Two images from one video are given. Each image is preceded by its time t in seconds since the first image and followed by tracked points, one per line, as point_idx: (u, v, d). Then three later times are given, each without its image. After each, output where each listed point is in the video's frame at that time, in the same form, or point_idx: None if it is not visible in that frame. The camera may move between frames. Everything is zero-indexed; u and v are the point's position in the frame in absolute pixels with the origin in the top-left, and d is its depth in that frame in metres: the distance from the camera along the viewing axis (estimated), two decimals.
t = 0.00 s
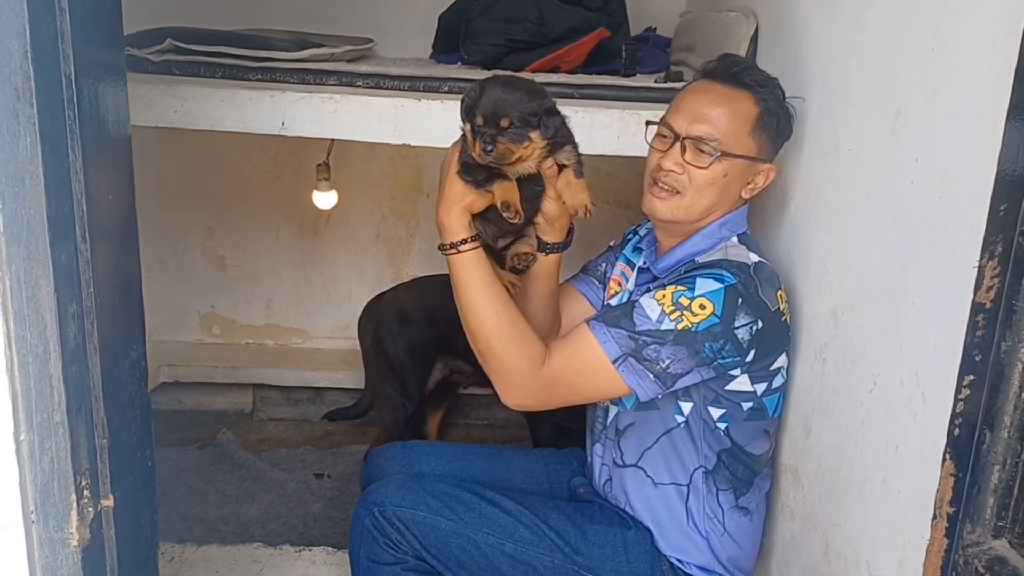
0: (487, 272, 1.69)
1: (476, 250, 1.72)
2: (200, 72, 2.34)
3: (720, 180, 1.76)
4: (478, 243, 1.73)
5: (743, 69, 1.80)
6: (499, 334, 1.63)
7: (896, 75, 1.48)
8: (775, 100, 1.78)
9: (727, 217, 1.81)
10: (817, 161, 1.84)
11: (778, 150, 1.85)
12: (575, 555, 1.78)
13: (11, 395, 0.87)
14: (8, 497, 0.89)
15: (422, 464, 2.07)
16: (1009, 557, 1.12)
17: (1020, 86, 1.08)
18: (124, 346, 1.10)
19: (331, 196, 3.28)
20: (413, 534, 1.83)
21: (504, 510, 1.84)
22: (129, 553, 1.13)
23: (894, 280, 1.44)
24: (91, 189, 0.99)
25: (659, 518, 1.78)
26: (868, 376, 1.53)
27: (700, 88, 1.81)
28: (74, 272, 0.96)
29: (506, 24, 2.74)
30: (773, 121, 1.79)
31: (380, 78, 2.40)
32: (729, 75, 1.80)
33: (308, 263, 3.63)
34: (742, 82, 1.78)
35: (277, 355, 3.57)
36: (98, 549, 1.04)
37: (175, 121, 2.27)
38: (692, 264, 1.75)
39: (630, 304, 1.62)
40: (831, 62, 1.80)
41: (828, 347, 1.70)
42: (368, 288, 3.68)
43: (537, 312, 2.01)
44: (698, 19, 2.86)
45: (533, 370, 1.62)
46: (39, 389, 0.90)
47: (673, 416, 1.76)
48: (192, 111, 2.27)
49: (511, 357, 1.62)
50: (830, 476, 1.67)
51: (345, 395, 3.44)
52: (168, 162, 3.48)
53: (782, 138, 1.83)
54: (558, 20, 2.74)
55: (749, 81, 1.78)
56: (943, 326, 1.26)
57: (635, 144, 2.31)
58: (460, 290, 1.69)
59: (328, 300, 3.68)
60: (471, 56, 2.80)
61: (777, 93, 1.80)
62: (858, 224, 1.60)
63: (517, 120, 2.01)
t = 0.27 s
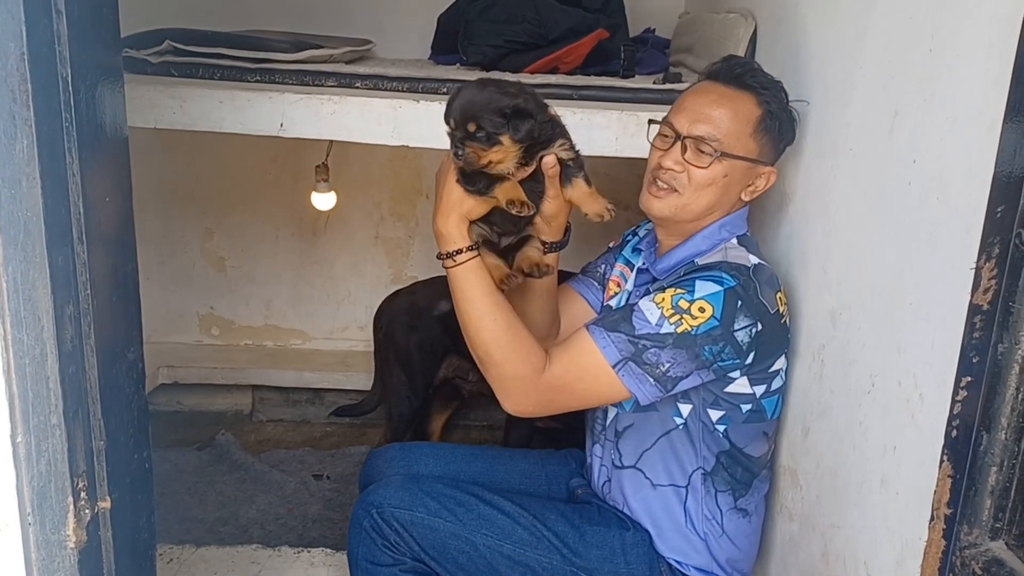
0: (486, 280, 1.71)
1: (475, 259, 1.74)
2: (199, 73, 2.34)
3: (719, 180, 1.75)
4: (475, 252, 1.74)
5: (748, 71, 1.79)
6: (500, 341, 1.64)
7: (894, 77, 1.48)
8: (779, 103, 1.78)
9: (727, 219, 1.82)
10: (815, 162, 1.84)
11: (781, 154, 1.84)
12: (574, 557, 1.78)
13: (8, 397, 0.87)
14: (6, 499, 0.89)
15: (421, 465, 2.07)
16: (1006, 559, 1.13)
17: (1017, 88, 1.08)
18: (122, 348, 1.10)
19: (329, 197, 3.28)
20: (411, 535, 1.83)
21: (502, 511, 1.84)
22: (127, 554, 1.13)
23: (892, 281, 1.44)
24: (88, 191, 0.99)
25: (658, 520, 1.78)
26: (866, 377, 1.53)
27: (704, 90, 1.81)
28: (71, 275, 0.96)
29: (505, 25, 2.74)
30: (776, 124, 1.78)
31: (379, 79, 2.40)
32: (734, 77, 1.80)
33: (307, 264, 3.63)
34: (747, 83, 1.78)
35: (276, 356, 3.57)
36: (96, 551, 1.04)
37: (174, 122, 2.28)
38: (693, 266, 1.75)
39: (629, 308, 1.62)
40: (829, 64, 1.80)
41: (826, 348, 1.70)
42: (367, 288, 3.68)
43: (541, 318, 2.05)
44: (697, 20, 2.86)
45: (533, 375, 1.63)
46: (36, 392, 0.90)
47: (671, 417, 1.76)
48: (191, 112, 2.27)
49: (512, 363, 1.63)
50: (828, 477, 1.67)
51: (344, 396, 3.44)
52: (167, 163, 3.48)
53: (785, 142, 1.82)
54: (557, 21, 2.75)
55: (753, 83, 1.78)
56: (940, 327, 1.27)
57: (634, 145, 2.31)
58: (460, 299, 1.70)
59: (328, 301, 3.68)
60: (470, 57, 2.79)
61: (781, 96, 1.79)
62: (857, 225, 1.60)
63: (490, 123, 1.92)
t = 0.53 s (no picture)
0: (507, 300, 1.68)
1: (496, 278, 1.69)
2: (197, 73, 2.32)
3: (710, 172, 1.74)
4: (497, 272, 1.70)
5: (756, 74, 1.82)
6: (516, 362, 1.61)
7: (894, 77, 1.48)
8: (781, 107, 1.78)
9: (727, 221, 1.81)
10: (814, 163, 1.84)
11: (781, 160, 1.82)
12: (574, 558, 1.78)
13: (4, 398, 0.87)
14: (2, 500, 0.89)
15: (420, 465, 2.07)
16: (1006, 561, 1.12)
17: (1017, 88, 1.08)
18: (118, 349, 1.10)
19: (328, 197, 3.28)
20: (411, 536, 1.83)
21: (502, 512, 1.83)
22: (124, 555, 1.13)
23: (892, 282, 1.43)
24: (84, 192, 0.99)
25: (658, 523, 1.78)
26: (866, 378, 1.52)
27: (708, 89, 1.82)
28: (67, 275, 0.95)
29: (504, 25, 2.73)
30: (775, 127, 1.78)
31: (377, 79, 2.40)
32: (741, 79, 1.82)
33: (306, 264, 3.63)
34: (753, 83, 1.80)
35: (275, 356, 3.57)
36: (92, 552, 1.04)
37: (173, 122, 2.28)
38: (694, 270, 1.74)
39: (632, 318, 1.61)
40: (828, 64, 1.80)
41: (826, 349, 1.70)
42: (366, 289, 3.67)
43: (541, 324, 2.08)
44: (696, 21, 2.86)
45: (546, 395, 1.61)
46: (32, 392, 0.90)
47: (672, 423, 1.76)
48: (189, 112, 2.27)
49: (526, 383, 1.61)
50: (828, 478, 1.66)
51: (344, 397, 3.43)
52: (165, 163, 3.47)
53: (785, 148, 1.81)
54: (556, 22, 2.74)
55: (757, 85, 1.80)
56: (939, 327, 1.26)
57: (633, 145, 2.31)
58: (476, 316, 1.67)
59: (327, 301, 3.68)
60: (469, 57, 2.79)
61: (785, 102, 1.79)
62: (857, 225, 1.60)
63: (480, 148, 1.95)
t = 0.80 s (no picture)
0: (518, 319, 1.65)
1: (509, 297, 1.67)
2: (197, 73, 2.33)
3: (698, 172, 1.74)
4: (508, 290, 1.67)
5: (745, 70, 1.80)
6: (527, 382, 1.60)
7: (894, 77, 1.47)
8: (770, 102, 1.76)
9: (725, 223, 1.81)
10: (815, 162, 1.83)
11: (776, 156, 1.80)
12: (574, 559, 1.78)
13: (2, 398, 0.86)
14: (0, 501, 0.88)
15: (419, 465, 2.07)
16: (1006, 562, 1.12)
17: (1018, 87, 1.08)
18: (117, 349, 1.09)
19: (327, 197, 3.28)
20: (410, 536, 1.83)
21: (501, 512, 1.83)
22: (123, 556, 1.13)
23: (892, 282, 1.43)
24: (82, 191, 0.98)
25: (657, 525, 1.78)
26: (866, 378, 1.52)
27: (699, 88, 1.82)
28: (65, 276, 0.95)
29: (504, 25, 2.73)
30: (765, 122, 1.76)
31: (377, 79, 2.40)
32: (730, 75, 1.80)
33: (305, 264, 3.63)
34: (740, 78, 1.79)
35: (275, 356, 3.56)
36: (91, 553, 1.04)
37: (172, 122, 2.28)
38: (693, 275, 1.72)
39: (630, 333, 1.60)
40: (829, 64, 1.79)
41: (826, 349, 1.70)
42: (366, 289, 3.67)
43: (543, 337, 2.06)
44: (696, 20, 2.86)
45: (560, 416, 1.59)
46: (30, 393, 0.89)
47: (673, 431, 1.74)
48: (188, 112, 2.27)
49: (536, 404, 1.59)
50: (828, 479, 1.66)
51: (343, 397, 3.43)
52: (165, 163, 3.47)
53: (778, 143, 1.79)
54: (556, 22, 2.74)
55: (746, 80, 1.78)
56: (940, 327, 1.26)
57: (633, 145, 2.30)
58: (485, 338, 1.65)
59: (327, 301, 3.67)
60: (469, 57, 2.78)
61: (775, 97, 1.77)
62: (857, 226, 1.59)
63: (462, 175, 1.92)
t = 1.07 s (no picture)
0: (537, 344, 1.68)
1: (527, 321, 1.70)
2: (195, 73, 2.33)
3: (672, 171, 1.75)
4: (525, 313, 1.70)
5: (710, 62, 1.80)
6: (547, 403, 1.61)
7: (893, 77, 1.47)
8: (736, 91, 1.75)
9: (720, 223, 1.80)
10: (814, 161, 1.83)
11: (755, 142, 1.78)
12: (573, 558, 1.78)
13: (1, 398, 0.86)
14: None
15: (419, 465, 2.07)
16: (1005, 561, 1.12)
17: (1016, 86, 1.07)
18: (115, 348, 1.09)
19: (326, 197, 3.28)
20: (409, 536, 1.84)
21: (501, 512, 1.84)
22: (122, 555, 1.13)
23: (891, 281, 1.43)
24: (80, 190, 0.98)
25: (659, 527, 1.78)
26: (865, 378, 1.52)
27: (672, 90, 1.83)
28: (64, 275, 0.95)
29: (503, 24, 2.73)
30: (732, 110, 1.75)
31: (376, 79, 2.40)
32: (698, 70, 1.81)
33: (305, 264, 3.63)
34: (704, 73, 1.79)
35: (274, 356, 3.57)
36: (90, 554, 1.04)
37: (171, 122, 2.28)
38: (693, 279, 1.71)
39: (634, 354, 1.59)
40: (828, 63, 1.79)
41: (825, 349, 1.70)
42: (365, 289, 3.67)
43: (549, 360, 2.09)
44: (696, 20, 2.86)
45: (577, 436, 1.59)
46: (28, 393, 0.89)
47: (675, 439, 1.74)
48: (186, 112, 2.27)
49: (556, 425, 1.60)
50: (828, 479, 1.66)
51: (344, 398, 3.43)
52: (164, 163, 3.48)
53: (753, 129, 1.77)
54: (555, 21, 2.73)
55: (711, 71, 1.78)
56: (938, 325, 1.26)
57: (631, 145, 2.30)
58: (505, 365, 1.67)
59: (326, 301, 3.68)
60: (468, 56, 2.78)
61: (742, 83, 1.76)
62: (856, 225, 1.59)
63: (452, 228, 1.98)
